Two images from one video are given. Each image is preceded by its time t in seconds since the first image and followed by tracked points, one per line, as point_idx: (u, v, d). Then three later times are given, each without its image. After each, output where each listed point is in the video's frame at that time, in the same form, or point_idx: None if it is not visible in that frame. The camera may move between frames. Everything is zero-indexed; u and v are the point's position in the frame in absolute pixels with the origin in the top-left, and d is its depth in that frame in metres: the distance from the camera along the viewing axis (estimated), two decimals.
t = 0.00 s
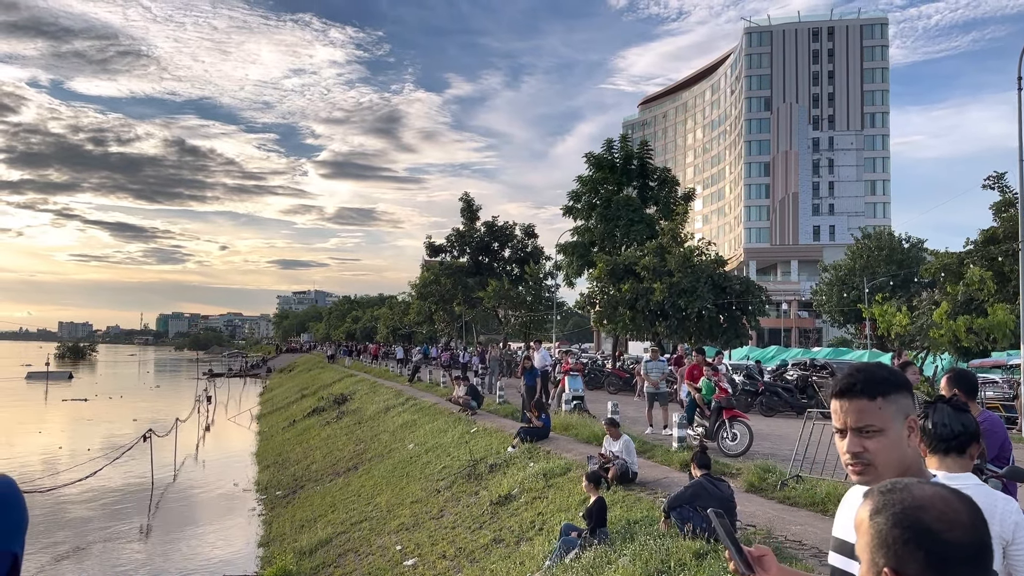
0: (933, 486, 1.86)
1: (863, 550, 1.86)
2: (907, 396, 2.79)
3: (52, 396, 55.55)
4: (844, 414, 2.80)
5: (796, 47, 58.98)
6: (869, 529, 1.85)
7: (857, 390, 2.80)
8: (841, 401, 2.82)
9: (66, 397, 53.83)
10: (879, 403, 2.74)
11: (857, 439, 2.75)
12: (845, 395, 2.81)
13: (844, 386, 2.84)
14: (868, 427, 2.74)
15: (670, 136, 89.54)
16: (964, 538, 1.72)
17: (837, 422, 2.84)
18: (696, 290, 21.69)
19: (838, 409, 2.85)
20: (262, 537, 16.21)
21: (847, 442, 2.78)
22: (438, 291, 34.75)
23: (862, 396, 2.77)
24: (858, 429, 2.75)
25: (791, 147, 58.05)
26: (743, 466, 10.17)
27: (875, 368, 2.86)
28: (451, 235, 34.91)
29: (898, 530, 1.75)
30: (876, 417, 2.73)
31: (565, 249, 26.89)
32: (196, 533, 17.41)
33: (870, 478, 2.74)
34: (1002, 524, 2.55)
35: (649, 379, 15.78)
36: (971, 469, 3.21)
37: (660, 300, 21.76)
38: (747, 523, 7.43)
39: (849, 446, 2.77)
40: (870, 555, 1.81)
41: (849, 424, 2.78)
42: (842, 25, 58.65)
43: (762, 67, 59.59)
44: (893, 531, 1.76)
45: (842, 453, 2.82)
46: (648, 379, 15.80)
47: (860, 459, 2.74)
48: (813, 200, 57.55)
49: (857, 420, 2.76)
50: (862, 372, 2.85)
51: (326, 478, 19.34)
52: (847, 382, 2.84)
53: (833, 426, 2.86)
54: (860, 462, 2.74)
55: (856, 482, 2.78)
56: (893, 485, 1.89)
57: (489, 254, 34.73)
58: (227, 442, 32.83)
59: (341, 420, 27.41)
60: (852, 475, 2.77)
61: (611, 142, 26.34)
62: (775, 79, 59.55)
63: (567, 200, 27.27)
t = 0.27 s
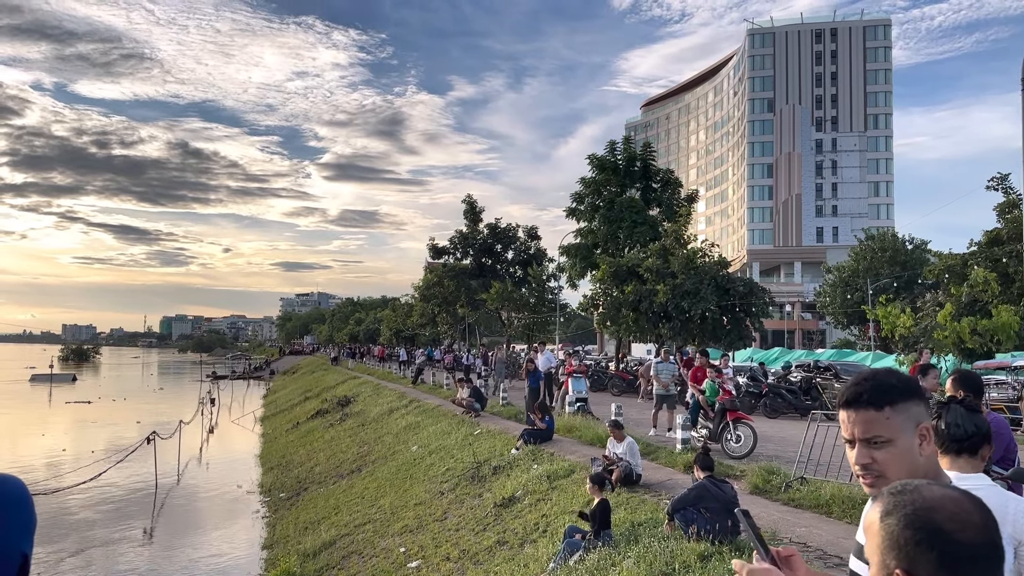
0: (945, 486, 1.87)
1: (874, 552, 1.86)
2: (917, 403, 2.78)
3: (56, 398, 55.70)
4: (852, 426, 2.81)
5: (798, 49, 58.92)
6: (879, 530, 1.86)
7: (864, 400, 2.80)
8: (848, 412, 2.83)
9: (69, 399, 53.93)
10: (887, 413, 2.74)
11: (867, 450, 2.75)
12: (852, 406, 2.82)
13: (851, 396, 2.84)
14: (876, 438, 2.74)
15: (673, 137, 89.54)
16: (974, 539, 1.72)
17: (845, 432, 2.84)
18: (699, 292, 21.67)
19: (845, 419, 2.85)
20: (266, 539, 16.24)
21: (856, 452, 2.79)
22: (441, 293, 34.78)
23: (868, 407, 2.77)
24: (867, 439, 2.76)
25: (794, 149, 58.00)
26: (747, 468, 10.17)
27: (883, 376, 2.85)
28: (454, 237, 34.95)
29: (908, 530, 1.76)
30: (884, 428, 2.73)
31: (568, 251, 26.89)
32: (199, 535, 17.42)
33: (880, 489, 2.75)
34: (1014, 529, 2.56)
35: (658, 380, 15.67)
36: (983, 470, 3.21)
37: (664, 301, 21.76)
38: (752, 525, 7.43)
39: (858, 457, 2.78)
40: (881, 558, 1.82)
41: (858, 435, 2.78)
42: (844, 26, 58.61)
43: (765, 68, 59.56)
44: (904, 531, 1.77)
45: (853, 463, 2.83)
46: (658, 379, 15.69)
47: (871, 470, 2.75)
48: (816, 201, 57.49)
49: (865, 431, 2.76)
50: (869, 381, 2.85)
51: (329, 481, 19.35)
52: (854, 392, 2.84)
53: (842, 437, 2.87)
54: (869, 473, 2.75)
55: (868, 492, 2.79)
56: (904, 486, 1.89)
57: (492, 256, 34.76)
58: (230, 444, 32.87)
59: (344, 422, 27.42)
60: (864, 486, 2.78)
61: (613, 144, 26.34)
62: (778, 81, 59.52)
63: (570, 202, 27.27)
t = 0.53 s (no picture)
0: (952, 487, 1.87)
1: (880, 554, 1.86)
2: (917, 406, 2.78)
3: (59, 400, 55.77)
4: (853, 432, 2.81)
5: (802, 50, 58.82)
6: (886, 531, 1.85)
7: (863, 406, 2.80)
8: (849, 418, 2.83)
9: (74, 401, 54.02)
10: (887, 418, 2.74)
11: (867, 456, 2.76)
12: (851, 412, 2.82)
13: (851, 402, 2.84)
14: (877, 443, 2.75)
15: (676, 138, 89.46)
16: (984, 537, 1.73)
17: (846, 438, 2.85)
18: (703, 293, 21.63)
19: (846, 425, 2.85)
20: (270, 540, 16.26)
21: (857, 459, 2.80)
22: (444, 294, 34.79)
23: (868, 413, 2.77)
24: (868, 445, 2.76)
25: (797, 149, 57.91)
26: (751, 469, 10.15)
27: (881, 380, 2.85)
28: (457, 238, 34.91)
29: (919, 530, 1.76)
30: (884, 433, 2.74)
31: (572, 252, 26.87)
32: (203, 537, 17.44)
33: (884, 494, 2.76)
34: None
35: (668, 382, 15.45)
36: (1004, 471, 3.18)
37: (667, 302, 21.74)
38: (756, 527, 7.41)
39: (860, 463, 2.78)
40: (888, 560, 1.81)
41: (858, 440, 2.79)
42: (848, 27, 58.50)
43: (768, 69, 59.47)
44: (914, 531, 1.77)
45: (855, 469, 2.84)
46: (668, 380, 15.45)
47: (872, 476, 2.76)
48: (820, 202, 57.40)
49: (865, 436, 2.77)
50: (868, 386, 2.85)
51: (332, 482, 19.37)
52: (853, 397, 2.84)
53: (844, 443, 2.87)
54: (872, 478, 2.76)
55: (872, 497, 2.80)
56: (910, 487, 1.89)
57: (495, 257, 34.72)
58: (234, 446, 32.92)
59: (348, 424, 27.42)
60: (867, 492, 2.79)
61: (616, 145, 26.33)
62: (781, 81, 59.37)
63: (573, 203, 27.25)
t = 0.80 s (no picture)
0: (957, 488, 1.87)
1: (885, 554, 1.86)
2: (926, 404, 2.78)
3: (64, 401, 55.97)
4: (861, 428, 2.80)
5: (805, 49, 58.70)
6: (891, 532, 1.85)
7: (872, 403, 2.79)
8: (857, 414, 2.83)
9: (79, 402, 54.13)
10: (896, 415, 2.73)
11: (875, 453, 2.75)
12: (860, 408, 2.82)
13: (859, 399, 2.83)
14: (885, 440, 2.74)
15: (680, 138, 89.34)
16: (988, 536, 1.72)
17: (855, 434, 2.84)
18: (706, 293, 21.60)
19: (855, 422, 2.85)
20: (274, 541, 16.29)
21: (864, 456, 2.79)
22: (448, 295, 34.81)
23: (876, 409, 2.77)
24: (876, 441, 2.76)
25: (801, 149, 57.79)
26: (755, 469, 10.13)
27: (892, 378, 2.85)
28: (460, 239, 34.90)
29: (924, 529, 1.76)
30: (893, 430, 2.73)
31: (575, 253, 26.87)
32: (208, 538, 17.49)
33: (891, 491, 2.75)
34: None
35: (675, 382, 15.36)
36: None
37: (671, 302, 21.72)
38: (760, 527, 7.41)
39: (868, 460, 2.77)
40: (894, 561, 1.80)
41: (866, 437, 2.78)
42: (851, 26, 58.38)
43: (772, 68, 59.36)
44: (919, 531, 1.76)
45: (862, 466, 2.83)
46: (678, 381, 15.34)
47: (880, 473, 2.75)
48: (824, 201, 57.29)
49: (874, 433, 2.76)
50: (879, 383, 2.84)
51: (336, 483, 19.40)
52: (862, 394, 2.84)
53: (851, 439, 2.87)
54: (879, 475, 2.75)
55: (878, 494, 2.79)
56: (914, 488, 1.89)
57: (498, 258, 34.71)
58: (238, 446, 32.97)
59: (353, 425, 27.43)
60: (873, 489, 2.79)
61: (620, 145, 26.32)
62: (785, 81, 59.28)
63: (576, 203, 27.25)
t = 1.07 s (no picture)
0: (965, 488, 1.85)
1: (890, 551, 1.86)
2: (941, 399, 2.77)
3: (71, 402, 56.25)
4: (874, 421, 2.79)
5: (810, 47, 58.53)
6: (897, 529, 1.84)
7: (886, 397, 2.78)
8: (870, 408, 2.82)
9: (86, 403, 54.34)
10: (909, 410, 2.72)
11: (888, 447, 2.74)
12: (873, 402, 2.80)
13: (873, 393, 2.82)
14: (898, 434, 2.73)
15: (685, 137, 89.18)
16: (992, 537, 1.71)
17: (867, 429, 2.83)
18: (712, 292, 21.54)
19: (867, 415, 2.84)
20: (281, 540, 16.34)
21: (877, 450, 2.78)
22: (453, 294, 34.83)
23: (890, 403, 2.76)
24: (889, 436, 2.75)
25: (807, 147, 57.63)
26: (761, 468, 10.10)
27: (905, 372, 2.83)
28: (465, 239, 34.90)
29: (929, 529, 1.74)
30: (907, 425, 2.72)
31: (580, 252, 26.84)
32: (214, 537, 17.55)
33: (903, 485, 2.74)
34: None
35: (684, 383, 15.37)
36: None
37: (677, 301, 21.66)
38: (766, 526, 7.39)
39: (880, 454, 2.76)
40: (899, 560, 1.79)
41: (879, 431, 2.77)
42: (856, 24, 58.17)
43: (777, 67, 59.18)
44: (924, 530, 1.75)
45: (874, 460, 2.82)
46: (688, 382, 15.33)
47: (892, 468, 2.74)
48: (830, 200, 57.11)
49: (887, 427, 2.75)
50: (893, 377, 2.83)
51: (342, 482, 19.44)
52: (877, 388, 2.82)
53: (864, 434, 2.86)
54: (891, 469, 2.74)
55: (890, 489, 2.78)
56: (922, 486, 1.88)
57: (503, 257, 34.68)
58: (245, 446, 33.07)
59: (359, 424, 27.48)
60: (885, 483, 2.78)
61: (625, 144, 26.30)
62: (790, 79, 59.11)
63: (581, 202, 27.23)
